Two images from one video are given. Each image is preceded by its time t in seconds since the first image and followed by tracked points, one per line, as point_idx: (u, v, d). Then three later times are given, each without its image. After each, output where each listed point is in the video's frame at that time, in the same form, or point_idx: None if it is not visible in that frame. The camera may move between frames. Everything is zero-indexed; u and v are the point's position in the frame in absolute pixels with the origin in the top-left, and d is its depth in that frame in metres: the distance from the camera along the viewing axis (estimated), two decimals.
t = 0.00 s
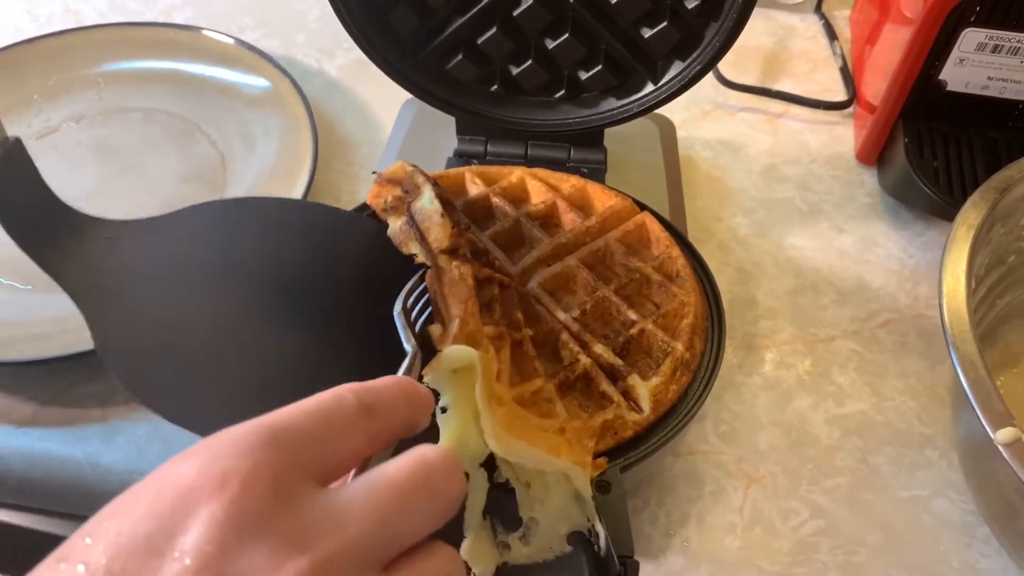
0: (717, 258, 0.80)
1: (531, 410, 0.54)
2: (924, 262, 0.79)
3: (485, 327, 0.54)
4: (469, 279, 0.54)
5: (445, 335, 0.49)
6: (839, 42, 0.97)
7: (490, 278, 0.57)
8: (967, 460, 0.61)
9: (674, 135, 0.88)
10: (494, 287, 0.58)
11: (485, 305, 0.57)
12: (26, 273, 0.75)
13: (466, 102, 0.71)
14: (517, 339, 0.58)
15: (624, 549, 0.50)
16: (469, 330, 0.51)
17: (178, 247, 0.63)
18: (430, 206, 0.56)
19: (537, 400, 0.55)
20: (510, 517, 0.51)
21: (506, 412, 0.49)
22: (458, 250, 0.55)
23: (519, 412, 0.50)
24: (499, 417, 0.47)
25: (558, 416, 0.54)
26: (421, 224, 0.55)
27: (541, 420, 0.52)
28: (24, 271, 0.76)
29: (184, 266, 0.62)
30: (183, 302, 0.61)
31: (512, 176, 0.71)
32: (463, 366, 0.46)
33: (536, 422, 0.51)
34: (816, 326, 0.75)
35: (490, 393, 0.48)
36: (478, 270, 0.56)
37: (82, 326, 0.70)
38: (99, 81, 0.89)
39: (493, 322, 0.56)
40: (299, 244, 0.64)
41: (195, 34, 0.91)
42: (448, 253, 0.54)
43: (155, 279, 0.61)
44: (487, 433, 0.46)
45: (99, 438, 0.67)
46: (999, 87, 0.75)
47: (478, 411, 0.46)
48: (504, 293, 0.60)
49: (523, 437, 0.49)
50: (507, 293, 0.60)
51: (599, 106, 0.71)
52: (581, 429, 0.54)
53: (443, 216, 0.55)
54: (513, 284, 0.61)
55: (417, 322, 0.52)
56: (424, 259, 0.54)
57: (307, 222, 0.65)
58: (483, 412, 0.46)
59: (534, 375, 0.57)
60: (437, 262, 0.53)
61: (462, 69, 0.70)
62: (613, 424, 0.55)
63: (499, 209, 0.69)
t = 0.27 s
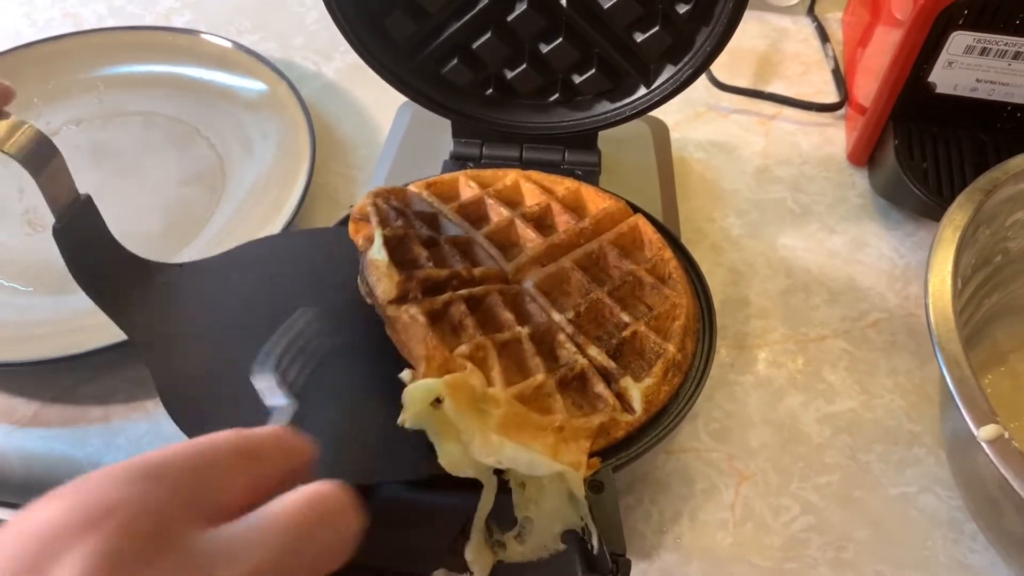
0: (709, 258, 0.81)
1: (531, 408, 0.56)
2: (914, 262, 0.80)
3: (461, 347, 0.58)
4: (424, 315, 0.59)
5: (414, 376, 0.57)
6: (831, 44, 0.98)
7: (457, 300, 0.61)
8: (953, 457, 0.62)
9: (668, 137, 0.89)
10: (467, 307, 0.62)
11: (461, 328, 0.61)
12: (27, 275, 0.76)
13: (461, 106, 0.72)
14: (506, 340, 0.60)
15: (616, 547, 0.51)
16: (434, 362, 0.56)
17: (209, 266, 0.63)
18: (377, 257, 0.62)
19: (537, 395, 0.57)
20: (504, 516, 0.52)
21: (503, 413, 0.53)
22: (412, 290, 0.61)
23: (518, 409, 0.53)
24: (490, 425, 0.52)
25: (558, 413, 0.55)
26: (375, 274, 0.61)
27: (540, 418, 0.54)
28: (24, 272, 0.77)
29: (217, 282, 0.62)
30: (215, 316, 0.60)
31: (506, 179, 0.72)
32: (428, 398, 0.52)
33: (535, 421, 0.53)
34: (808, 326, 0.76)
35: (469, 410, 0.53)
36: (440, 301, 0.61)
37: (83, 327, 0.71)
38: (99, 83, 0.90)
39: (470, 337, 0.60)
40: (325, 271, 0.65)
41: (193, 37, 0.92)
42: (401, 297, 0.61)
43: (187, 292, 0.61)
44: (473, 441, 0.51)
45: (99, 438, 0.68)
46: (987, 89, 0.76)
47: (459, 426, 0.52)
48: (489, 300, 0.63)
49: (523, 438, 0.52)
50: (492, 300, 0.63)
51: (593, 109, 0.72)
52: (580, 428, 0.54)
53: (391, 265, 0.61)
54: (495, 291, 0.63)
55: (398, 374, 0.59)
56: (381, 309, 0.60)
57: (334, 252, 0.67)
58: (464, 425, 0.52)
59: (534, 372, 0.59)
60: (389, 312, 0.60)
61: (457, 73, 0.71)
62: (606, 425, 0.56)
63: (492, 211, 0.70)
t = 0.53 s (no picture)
0: (704, 260, 0.82)
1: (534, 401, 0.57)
2: (907, 263, 0.81)
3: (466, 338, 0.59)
4: (427, 308, 0.60)
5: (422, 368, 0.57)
6: (824, 47, 0.99)
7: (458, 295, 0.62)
8: (944, 456, 0.62)
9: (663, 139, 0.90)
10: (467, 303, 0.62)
11: (464, 322, 0.61)
12: (27, 278, 0.77)
13: (457, 110, 0.73)
14: (508, 333, 0.61)
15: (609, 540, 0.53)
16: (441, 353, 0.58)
17: (206, 275, 0.60)
18: (377, 257, 0.63)
19: (541, 387, 0.58)
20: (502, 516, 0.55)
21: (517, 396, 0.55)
22: (413, 287, 0.61)
23: (524, 398, 0.55)
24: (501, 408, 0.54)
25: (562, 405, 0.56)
26: (374, 273, 0.62)
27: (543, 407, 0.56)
28: (24, 275, 0.77)
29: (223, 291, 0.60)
30: (228, 323, 0.57)
31: (503, 182, 0.73)
32: (441, 384, 0.54)
33: (538, 412, 0.55)
34: (801, 326, 0.76)
35: (481, 393, 0.55)
36: (441, 297, 0.61)
37: (83, 330, 0.72)
38: (98, 87, 0.91)
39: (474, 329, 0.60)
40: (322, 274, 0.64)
41: (192, 41, 0.92)
42: (400, 296, 0.61)
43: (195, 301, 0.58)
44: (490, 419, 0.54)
45: (100, 440, 0.69)
46: (979, 92, 0.77)
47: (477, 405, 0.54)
48: (487, 299, 0.64)
49: (530, 424, 0.55)
50: (491, 298, 0.64)
51: (588, 113, 0.73)
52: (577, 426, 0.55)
53: (390, 264, 0.62)
54: (494, 288, 0.64)
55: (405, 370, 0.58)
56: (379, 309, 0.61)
57: (333, 257, 0.66)
58: (480, 406, 0.54)
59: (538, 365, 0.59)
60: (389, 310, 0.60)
61: (454, 77, 0.72)
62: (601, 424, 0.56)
63: (489, 213, 0.71)
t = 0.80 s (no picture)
0: (700, 257, 0.82)
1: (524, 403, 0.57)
2: (902, 259, 0.81)
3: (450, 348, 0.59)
4: (412, 318, 0.60)
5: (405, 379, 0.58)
6: (820, 44, 0.99)
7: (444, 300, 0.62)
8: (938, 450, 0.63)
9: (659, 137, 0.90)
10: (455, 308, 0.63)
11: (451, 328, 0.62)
12: (26, 277, 0.77)
13: (453, 108, 0.73)
14: (496, 338, 0.61)
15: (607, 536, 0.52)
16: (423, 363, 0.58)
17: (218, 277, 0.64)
18: (369, 262, 0.63)
19: (531, 390, 0.58)
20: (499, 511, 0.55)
21: (497, 406, 0.55)
22: (401, 294, 0.62)
23: (511, 402, 0.55)
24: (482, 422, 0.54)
25: (551, 407, 0.56)
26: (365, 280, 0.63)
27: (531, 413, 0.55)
28: (23, 275, 0.77)
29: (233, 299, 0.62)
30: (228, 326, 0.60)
31: (500, 179, 0.73)
32: (421, 396, 0.54)
33: (524, 418, 0.55)
34: (797, 323, 0.77)
35: (461, 406, 0.55)
36: (428, 304, 0.62)
37: (81, 329, 0.72)
38: (95, 86, 0.91)
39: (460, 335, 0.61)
40: (329, 281, 0.66)
41: (189, 41, 0.93)
42: (388, 304, 0.61)
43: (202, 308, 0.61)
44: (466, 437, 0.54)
45: (99, 438, 0.69)
46: (973, 89, 0.78)
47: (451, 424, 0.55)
48: (478, 300, 0.64)
49: (517, 433, 0.54)
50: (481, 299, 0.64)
51: (584, 110, 0.73)
52: (573, 422, 0.55)
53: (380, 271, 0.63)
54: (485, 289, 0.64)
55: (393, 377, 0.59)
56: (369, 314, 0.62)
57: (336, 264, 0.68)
58: (458, 419, 0.55)
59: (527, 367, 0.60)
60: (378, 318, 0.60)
61: (450, 75, 0.72)
62: (597, 419, 0.56)
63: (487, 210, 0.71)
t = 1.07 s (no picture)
0: (696, 255, 0.83)
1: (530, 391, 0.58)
2: (897, 257, 0.82)
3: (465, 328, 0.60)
4: (429, 296, 0.60)
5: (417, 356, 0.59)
6: (815, 44, 1.00)
7: (458, 286, 0.63)
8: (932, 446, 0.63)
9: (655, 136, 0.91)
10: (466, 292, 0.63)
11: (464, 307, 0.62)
12: (26, 277, 0.77)
13: (451, 107, 0.73)
14: (503, 328, 0.62)
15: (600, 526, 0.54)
16: (438, 341, 0.58)
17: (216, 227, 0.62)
18: (388, 232, 0.63)
19: (534, 380, 0.59)
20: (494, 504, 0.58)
21: (501, 391, 0.56)
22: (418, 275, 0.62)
23: (514, 399, 0.56)
24: (484, 408, 0.56)
25: (552, 400, 0.57)
26: (384, 253, 0.62)
27: (532, 403, 0.57)
28: (23, 274, 0.78)
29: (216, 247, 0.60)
30: (228, 283, 0.58)
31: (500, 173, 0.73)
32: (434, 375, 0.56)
33: (527, 408, 0.56)
34: (793, 320, 0.77)
35: (472, 389, 0.56)
36: (441, 288, 0.62)
37: (82, 328, 0.72)
38: (94, 87, 0.92)
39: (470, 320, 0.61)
40: (328, 251, 0.65)
41: (189, 42, 0.93)
42: (404, 279, 0.62)
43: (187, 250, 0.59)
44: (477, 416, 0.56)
45: (99, 437, 0.70)
46: (967, 88, 0.78)
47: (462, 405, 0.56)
48: (484, 289, 0.65)
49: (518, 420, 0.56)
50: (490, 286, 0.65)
51: (581, 110, 0.73)
52: (572, 417, 0.56)
53: (401, 243, 0.62)
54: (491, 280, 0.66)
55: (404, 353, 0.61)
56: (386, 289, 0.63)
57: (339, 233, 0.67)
58: (469, 402, 0.56)
59: (531, 358, 0.60)
60: (392, 300, 0.61)
61: (448, 74, 0.73)
62: (594, 413, 0.56)
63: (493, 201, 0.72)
